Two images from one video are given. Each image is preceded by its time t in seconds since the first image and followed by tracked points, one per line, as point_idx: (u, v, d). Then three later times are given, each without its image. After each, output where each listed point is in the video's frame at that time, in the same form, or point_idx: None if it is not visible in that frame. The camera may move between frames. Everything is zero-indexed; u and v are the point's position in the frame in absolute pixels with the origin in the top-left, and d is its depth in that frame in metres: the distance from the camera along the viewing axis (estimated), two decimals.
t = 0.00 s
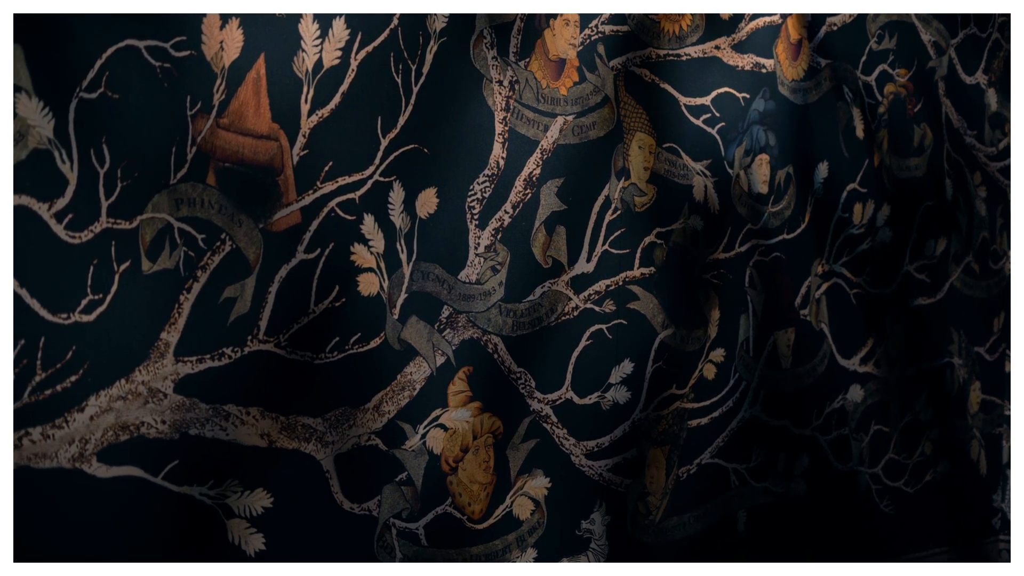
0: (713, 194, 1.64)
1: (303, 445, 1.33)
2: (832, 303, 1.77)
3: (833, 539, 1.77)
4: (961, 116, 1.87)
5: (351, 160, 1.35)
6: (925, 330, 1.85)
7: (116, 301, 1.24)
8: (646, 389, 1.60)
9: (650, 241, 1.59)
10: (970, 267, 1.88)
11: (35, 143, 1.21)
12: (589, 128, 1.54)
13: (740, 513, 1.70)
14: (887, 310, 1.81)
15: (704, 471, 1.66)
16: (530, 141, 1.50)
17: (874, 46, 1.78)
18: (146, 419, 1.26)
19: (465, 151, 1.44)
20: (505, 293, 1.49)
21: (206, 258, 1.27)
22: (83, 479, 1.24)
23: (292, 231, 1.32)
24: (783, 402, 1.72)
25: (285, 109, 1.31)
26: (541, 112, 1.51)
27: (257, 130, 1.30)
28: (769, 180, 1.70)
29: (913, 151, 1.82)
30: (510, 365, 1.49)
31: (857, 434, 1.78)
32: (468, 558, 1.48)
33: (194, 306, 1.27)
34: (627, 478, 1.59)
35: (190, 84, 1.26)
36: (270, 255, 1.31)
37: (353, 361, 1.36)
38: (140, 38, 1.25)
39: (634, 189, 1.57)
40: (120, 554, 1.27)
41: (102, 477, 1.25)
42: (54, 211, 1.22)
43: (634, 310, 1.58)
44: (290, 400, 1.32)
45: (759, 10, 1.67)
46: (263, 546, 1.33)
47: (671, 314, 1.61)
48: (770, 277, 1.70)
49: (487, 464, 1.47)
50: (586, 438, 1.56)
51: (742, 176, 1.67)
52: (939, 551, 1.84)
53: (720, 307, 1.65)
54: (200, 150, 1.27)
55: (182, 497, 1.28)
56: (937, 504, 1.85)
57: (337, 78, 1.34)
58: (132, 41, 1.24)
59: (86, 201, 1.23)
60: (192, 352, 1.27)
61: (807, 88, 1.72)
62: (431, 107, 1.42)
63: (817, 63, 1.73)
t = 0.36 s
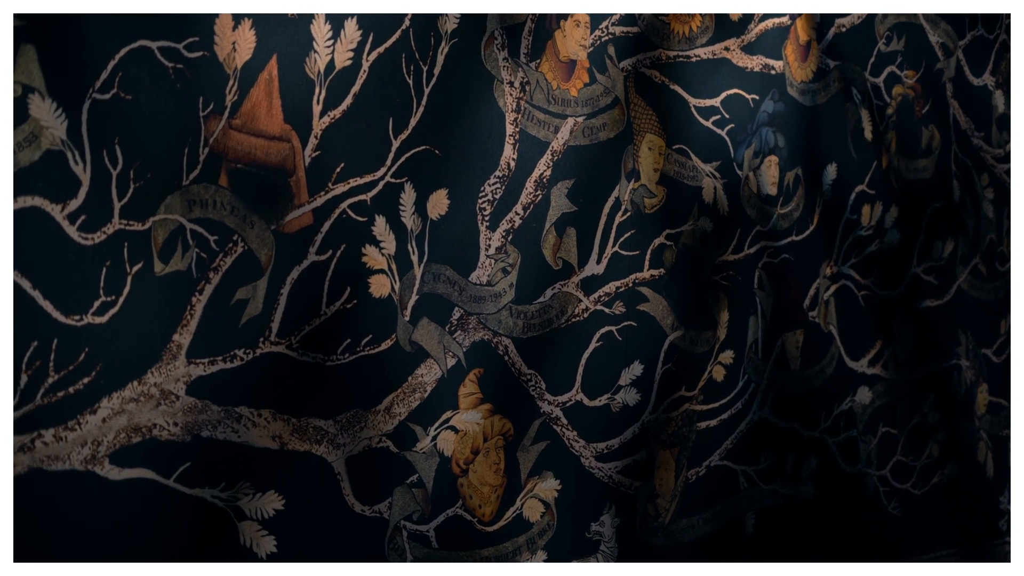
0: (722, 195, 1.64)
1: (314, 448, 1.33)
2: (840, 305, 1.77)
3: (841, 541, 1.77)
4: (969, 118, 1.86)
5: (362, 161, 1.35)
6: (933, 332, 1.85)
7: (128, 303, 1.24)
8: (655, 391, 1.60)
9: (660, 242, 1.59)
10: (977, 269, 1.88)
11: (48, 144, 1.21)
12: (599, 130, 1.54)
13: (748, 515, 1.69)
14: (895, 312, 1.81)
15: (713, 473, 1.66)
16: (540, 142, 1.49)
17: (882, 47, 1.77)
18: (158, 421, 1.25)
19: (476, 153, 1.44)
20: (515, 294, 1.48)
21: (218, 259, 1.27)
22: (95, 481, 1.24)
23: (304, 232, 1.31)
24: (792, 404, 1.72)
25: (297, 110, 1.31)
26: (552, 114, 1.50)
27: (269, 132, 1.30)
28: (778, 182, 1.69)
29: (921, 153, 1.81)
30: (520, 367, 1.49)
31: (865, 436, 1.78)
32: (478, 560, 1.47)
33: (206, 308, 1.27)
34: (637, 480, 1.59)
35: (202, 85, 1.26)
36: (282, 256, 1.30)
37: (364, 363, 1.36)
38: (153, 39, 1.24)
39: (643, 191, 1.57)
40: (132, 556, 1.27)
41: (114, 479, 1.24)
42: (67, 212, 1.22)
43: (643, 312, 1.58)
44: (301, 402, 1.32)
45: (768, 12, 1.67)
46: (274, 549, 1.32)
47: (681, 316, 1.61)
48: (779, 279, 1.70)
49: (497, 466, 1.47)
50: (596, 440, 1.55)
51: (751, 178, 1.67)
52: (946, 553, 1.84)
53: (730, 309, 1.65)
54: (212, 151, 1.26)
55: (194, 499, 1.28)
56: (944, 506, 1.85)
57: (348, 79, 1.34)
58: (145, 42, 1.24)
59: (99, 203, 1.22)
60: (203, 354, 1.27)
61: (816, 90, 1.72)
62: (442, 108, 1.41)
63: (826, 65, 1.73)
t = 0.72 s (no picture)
0: (732, 196, 1.63)
1: (326, 449, 1.33)
2: (848, 306, 1.76)
3: (849, 542, 1.76)
4: (976, 118, 1.86)
5: (373, 162, 1.35)
6: (941, 332, 1.84)
7: (141, 304, 1.24)
8: (665, 392, 1.59)
9: (669, 243, 1.58)
10: (984, 270, 1.88)
11: (60, 146, 1.20)
12: (609, 130, 1.54)
13: (757, 516, 1.69)
14: (903, 312, 1.81)
15: (722, 474, 1.66)
16: (550, 143, 1.49)
17: (890, 48, 1.77)
18: (171, 422, 1.25)
19: (486, 154, 1.44)
20: (525, 295, 1.48)
21: (230, 261, 1.27)
22: (108, 484, 1.24)
23: (315, 233, 1.31)
24: (800, 405, 1.72)
25: (308, 111, 1.31)
26: (562, 114, 1.50)
27: (280, 133, 1.29)
28: (787, 183, 1.69)
29: (929, 153, 1.81)
30: (530, 368, 1.48)
31: (873, 436, 1.78)
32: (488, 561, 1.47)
33: (218, 309, 1.26)
34: (646, 481, 1.59)
35: (214, 86, 1.26)
36: (293, 258, 1.30)
37: (375, 365, 1.36)
38: (165, 40, 1.24)
39: (653, 191, 1.57)
40: (144, 558, 1.27)
41: (127, 481, 1.24)
42: (79, 214, 1.21)
43: (653, 312, 1.58)
44: (311, 404, 1.32)
45: (777, 12, 1.67)
46: (286, 550, 1.32)
47: (690, 317, 1.61)
48: (787, 280, 1.70)
49: (508, 467, 1.47)
50: (605, 441, 1.55)
51: (760, 178, 1.66)
52: (954, 554, 1.84)
53: (739, 310, 1.65)
54: (224, 153, 1.26)
55: (205, 501, 1.27)
56: (951, 506, 1.85)
57: (360, 80, 1.34)
58: (157, 43, 1.23)
59: (111, 204, 1.22)
60: (215, 355, 1.26)
61: (824, 90, 1.72)
62: (453, 109, 1.41)
63: (834, 65, 1.73)
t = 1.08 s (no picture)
0: (740, 196, 1.63)
1: (336, 450, 1.32)
2: (856, 306, 1.76)
3: (857, 543, 1.76)
4: (983, 118, 1.86)
5: (383, 163, 1.34)
6: (947, 333, 1.84)
7: (152, 305, 1.23)
8: (674, 392, 1.59)
9: (678, 244, 1.58)
10: (990, 270, 1.87)
11: (72, 146, 1.20)
12: (618, 130, 1.53)
13: (765, 517, 1.69)
14: (910, 313, 1.81)
15: (730, 475, 1.66)
16: (559, 144, 1.49)
17: (897, 48, 1.77)
18: (182, 424, 1.24)
19: (495, 154, 1.43)
20: (535, 296, 1.48)
21: (240, 261, 1.26)
22: (119, 485, 1.23)
23: (325, 234, 1.31)
24: (809, 406, 1.71)
25: (318, 111, 1.30)
26: (571, 115, 1.50)
27: (290, 133, 1.29)
28: (795, 183, 1.69)
29: (936, 154, 1.81)
30: (540, 369, 1.48)
31: (881, 437, 1.77)
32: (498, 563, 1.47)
33: (229, 310, 1.26)
34: (655, 482, 1.58)
35: (224, 86, 1.25)
36: (304, 259, 1.29)
37: (385, 365, 1.35)
38: (176, 40, 1.23)
39: (662, 192, 1.56)
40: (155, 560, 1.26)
41: (138, 482, 1.23)
42: (91, 214, 1.20)
43: (662, 313, 1.57)
44: (322, 405, 1.31)
45: (785, 12, 1.66)
46: (296, 552, 1.32)
47: (699, 318, 1.60)
48: (795, 280, 1.69)
49: (517, 468, 1.46)
50: (614, 442, 1.55)
51: (768, 179, 1.66)
52: (961, 555, 1.83)
53: (748, 311, 1.65)
54: (234, 153, 1.26)
55: (216, 502, 1.27)
56: (958, 507, 1.85)
57: (370, 80, 1.33)
58: (168, 43, 1.23)
59: (122, 205, 1.21)
60: (226, 356, 1.26)
61: (831, 90, 1.71)
62: (463, 110, 1.41)
63: (842, 66, 1.72)
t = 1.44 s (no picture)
0: (748, 198, 1.63)
1: (346, 453, 1.32)
2: (864, 308, 1.76)
3: (864, 545, 1.76)
4: (990, 120, 1.85)
5: (393, 164, 1.34)
6: (955, 334, 1.84)
7: (163, 307, 1.23)
8: (682, 395, 1.59)
9: (686, 245, 1.58)
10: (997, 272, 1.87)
11: (82, 148, 1.19)
12: (627, 132, 1.53)
13: (773, 519, 1.69)
14: (917, 314, 1.80)
15: (738, 477, 1.65)
16: (569, 145, 1.48)
17: (904, 49, 1.76)
18: (192, 426, 1.24)
19: (504, 156, 1.43)
20: (544, 298, 1.47)
21: (250, 263, 1.26)
22: (129, 488, 1.23)
23: (335, 235, 1.30)
24: (817, 408, 1.71)
25: (328, 112, 1.30)
26: (580, 116, 1.49)
27: (301, 134, 1.28)
28: (803, 185, 1.68)
29: (943, 155, 1.81)
30: (549, 371, 1.48)
31: (888, 439, 1.77)
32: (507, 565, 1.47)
33: (240, 312, 1.25)
34: (663, 484, 1.58)
35: (235, 87, 1.25)
36: (314, 261, 1.29)
37: (395, 368, 1.35)
38: (187, 41, 1.23)
39: (670, 193, 1.56)
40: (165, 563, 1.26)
41: (148, 485, 1.23)
42: (102, 216, 1.20)
43: (671, 315, 1.57)
44: (332, 407, 1.31)
45: (793, 13, 1.66)
46: (306, 555, 1.31)
47: (708, 320, 1.60)
48: (803, 282, 1.69)
49: (527, 471, 1.46)
50: (623, 444, 1.54)
51: (776, 180, 1.66)
52: (968, 557, 1.83)
53: (756, 312, 1.64)
54: (245, 154, 1.25)
55: (226, 505, 1.26)
56: (965, 509, 1.84)
57: (380, 81, 1.33)
58: (179, 44, 1.22)
59: (133, 206, 1.21)
60: (236, 358, 1.25)
61: (839, 91, 1.71)
62: (472, 111, 1.40)
63: (850, 67, 1.72)
